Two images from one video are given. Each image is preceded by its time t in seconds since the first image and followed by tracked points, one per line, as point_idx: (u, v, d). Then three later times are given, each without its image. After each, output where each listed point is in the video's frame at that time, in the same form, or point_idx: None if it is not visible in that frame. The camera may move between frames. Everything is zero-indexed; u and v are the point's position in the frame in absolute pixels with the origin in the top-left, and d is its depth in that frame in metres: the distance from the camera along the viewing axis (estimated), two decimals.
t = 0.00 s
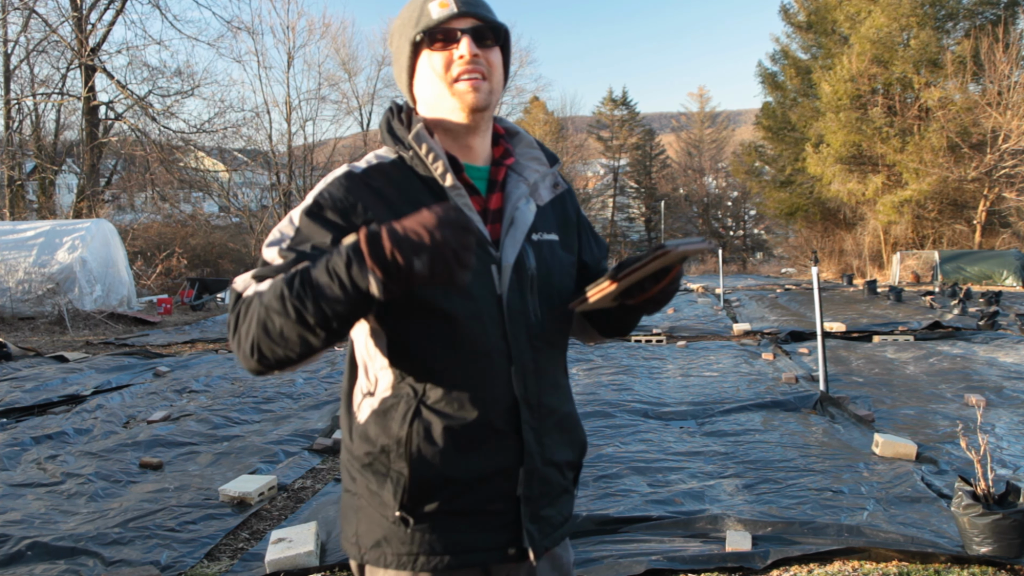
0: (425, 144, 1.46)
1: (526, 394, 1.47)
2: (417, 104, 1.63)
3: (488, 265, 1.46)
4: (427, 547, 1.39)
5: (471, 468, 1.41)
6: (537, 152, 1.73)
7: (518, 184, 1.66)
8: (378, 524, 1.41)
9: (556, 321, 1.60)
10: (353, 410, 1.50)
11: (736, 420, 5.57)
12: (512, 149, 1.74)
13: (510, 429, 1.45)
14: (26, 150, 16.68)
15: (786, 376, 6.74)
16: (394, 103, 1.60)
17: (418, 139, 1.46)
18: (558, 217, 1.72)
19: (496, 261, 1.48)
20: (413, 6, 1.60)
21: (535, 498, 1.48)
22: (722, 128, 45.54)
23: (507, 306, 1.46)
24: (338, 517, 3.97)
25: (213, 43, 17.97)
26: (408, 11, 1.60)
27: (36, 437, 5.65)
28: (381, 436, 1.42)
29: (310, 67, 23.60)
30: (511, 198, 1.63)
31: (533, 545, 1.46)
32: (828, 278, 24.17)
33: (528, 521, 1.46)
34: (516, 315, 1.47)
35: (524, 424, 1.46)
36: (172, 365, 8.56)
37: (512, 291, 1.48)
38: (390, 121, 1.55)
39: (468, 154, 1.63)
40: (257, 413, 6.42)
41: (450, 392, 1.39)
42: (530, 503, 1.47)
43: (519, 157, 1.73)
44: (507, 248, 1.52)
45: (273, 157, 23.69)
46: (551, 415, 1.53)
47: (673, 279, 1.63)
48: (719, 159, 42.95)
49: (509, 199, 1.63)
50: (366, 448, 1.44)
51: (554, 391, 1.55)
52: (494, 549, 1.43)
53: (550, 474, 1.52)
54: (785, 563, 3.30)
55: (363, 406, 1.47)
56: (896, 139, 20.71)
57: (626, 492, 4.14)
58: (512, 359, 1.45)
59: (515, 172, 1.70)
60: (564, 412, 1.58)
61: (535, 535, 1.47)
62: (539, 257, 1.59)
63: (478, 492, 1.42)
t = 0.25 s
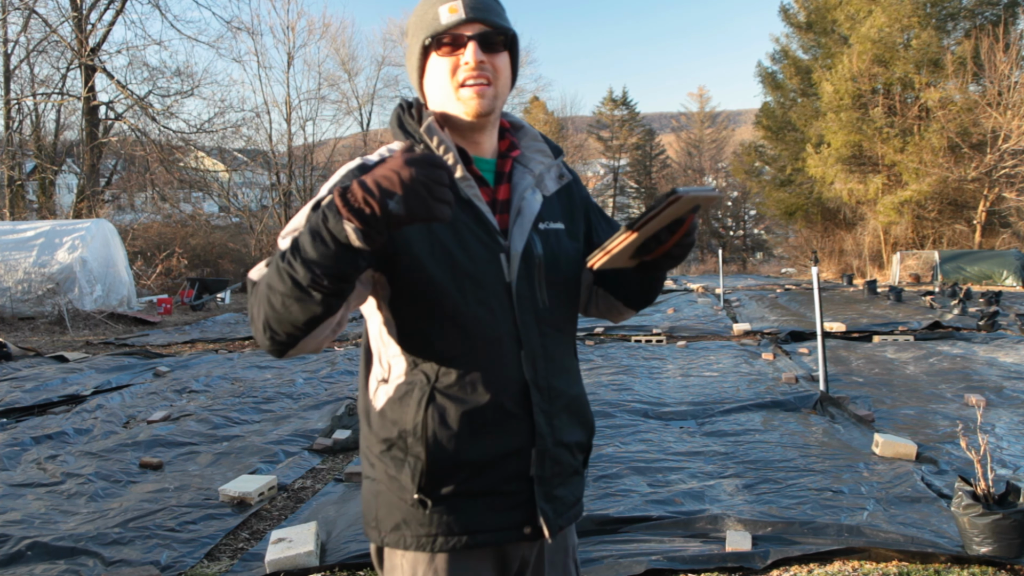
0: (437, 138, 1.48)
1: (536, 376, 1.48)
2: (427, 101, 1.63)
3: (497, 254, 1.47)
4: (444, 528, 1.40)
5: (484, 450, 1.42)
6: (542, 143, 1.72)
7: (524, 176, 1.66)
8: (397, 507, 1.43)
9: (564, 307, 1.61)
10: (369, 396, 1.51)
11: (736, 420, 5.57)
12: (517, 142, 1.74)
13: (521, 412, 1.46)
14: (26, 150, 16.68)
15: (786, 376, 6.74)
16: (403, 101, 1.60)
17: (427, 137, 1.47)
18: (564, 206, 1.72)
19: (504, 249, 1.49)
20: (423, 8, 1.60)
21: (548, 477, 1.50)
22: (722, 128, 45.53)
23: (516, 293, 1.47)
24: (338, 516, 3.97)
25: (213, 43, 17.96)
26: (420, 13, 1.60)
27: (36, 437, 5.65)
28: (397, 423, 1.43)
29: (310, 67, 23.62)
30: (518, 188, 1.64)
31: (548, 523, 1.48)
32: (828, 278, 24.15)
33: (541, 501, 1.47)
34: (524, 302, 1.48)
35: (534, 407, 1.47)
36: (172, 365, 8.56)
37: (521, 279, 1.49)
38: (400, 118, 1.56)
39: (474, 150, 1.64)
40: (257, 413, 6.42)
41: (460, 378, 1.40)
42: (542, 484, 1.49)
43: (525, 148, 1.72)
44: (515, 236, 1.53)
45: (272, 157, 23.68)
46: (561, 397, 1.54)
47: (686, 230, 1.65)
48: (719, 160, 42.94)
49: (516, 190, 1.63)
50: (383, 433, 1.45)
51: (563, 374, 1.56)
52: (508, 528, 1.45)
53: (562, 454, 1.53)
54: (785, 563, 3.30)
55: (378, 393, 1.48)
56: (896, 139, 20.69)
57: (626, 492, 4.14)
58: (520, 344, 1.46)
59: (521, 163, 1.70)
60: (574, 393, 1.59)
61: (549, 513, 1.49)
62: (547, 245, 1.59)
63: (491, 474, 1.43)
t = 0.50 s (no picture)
0: (447, 139, 1.48)
1: (544, 370, 1.48)
2: (440, 101, 1.63)
3: (506, 252, 1.47)
4: (455, 516, 1.40)
5: (494, 441, 1.42)
6: (550, 143, 1.72)
7: (532, 175, 1.66)
8: (409, 497, 1.43)
9: (572, 302, 1.61)
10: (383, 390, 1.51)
11: (736, 420, 5.57)
12: (525, 142, 1.74)
13: (530, 405, 1.46)
14: (26, 150, 16.67)
15: (786, 376, 6.74)
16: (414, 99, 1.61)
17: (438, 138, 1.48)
18: (572, 204, 1.72)
19: (513, 247, 1.49)
20: (439, 8, 1.60)
21: (555, 468, 1.50)
22: (722, 128, 45.54)
23: (525, 290, 1.48)
24: (338, 516, 3.97)
25: (213, 44, 17.96)
26: (435, 14, 1.60)
27: (36, 437, 5.65)
28: (410, 415, 1.44)
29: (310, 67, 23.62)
30: (526, 187, 1.64)
31: (556, 512, 1.48)
32: (828, 278, 24.15)
33: (549, 491, 1.47)
34: (532, 298, 1.49)
35: (543, 400, 1.47)
36: (172, 365, 8.56)
37: (529, 275, 1.49)
38: (412, 119, 1.56)
39: (485, 149, 1.64)
40: (257, 413, 6.42)
41: (468, 373, 1.41)
42: (550, 474, 1.49)
43: (533, 148, 1.72)
44: (523, 234, 1.53)
45: (272, 157, 23.69)
46: (569, 391, 1.54)
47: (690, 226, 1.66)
48: (719, 160, 42.95)
49: (525, 188, 1.64)
50: (397, 425, 1.46)
51: (571, 368, 1.56)
52: (517, 516, 1.44)
53: (569, 445, 1.53)
54: (785, 563, 3.30)
55: (392, 387, 1.48)
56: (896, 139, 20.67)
57: (626, 492, 4.14)
58: (529, 338, 1.47)
59: (530, 163, 1.70)
60: (581, 387, 1.59)
61: (557, 503, 1.49)
62: (556, 243, 1.59)
63: (501, 465, 1.43)
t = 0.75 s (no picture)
0: (453, 141, 1.47)
1: (550, 369, 1.49)
2: (446, 104, 1.63)
3: (512, 252, 1.47)
4: (461, 512, 1.40)
5: (501, 438, 1.43)
6: (555, 144, 1.72)
7: (538, 175, 1.67)
8: (417, 492, 1.43)
9: (576, 301, 1.62)
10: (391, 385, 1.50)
11: (736, 420, 5.57)
12: (531, 142, 1.73)
13: (537, 403, 1.47)
14: (26, 150, 16.67)
15: (786, 376, 6.74)
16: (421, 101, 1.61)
17: (444, 137, 1.47)
18: (574, 205, 1.73)
19: (519, 247, 1.49)
20: (448, 13, 1.60)
21: (559, 465, 1.51)
22: (722, 128, 45.53)
23: (532, 290, 1.48)
24: (338, 517, 3.97)
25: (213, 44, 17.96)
26: (445, 17, 1.60)
27: (36, 437, 5.65)
28: (418, 411, 1.43)
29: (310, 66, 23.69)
30: (532, 188, 1.65)
31: (558, 508, 1.49)
32: (828, 278, 24.14)
33: (552, 487, 1.49)
34: (539, 298, 1.49)
35: (549, 397, 1.48)
36: (172, 365, 8.57)
37: (535, 275, 1.50)
38: (418, 119, 1.55)
39: (490, 148, 1.64)
40: (257, 413, 6.42)
41: (476, 373, 1.41)
42: (554, 471, 1.50)
43: (538, 148, 1.72)
44: (529, 234, 1.53)
45: (273, 157, 23.72)
46: (573, 388, 1.55)
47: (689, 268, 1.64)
48: (719, 160, 42.96)
49: (530, 189, 1.64)
50: (404, 421, 1.45)
51: (575, 366, 1.57)
52: (522, 513, 1.45)
53: (573, 443, 1.54)
54: (785, 563, 3.30)
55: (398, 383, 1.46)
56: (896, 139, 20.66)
57: (626, 492, 4.14)
58: (536, 337, 1.47)
59: (535, 164, 1.70)
60: (585, 385, 1.60)
61: (559, 499, 1.50)
62: (560, 243, 1.60)
63: (508, 462, 1.44)
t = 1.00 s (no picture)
0: (452, 145, 1.47)
1: (551, 376, 1.50)
2: (445, 106, 1.63)
3: (512, 256, 1.47)
4: (459, 520, 1.40)
5: (500, 445, 1.43)
6: (551, 146, 1.73)
7: (535, 179, 1.67)
8: (414, 501, 1.42)
9: (572, 306, 1.62)
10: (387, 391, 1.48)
11: (736, 420, 5.57)
12: (527, 145, 1.74)
13: (537, 410, 1.48)
14: (26, 150, 16.67)
15: (786, 376, 6.74)
16: (415, 102, 1.60)
17: (442, 142, 1.47)
18: (569, 209, 1.74)
19: (519, 251, 1.49)
20: (452, 16, 1.56)
21: (558, 471, 1.51)
22: (722, 128, 45.54)
23: (531, 296, 1.48)
24: (338, 516, 3.97)
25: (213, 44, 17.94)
26: (448, 21, 1.57)
27: (35, 437, 5.65)
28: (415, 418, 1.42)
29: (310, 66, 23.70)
30: (529, 192, 1.65)
31: (557, 515, 1.49)
32: (828, 278, 24.14)
33: (551, 494, 1.49)
34: (539, 303, 1.50)
35: (549, 405, 1.49)
36: (172, 365, 8.57)
37: (535, 279, 1.50)
38: (415, 124, 1.56)
39: (487, 154, 1.64)
40: (257, 413, 6.42)
41: (477, 380, 1.41)
42: (553, 477, 1.50)
43: (535, 151, 1.72)
44: (528, 238, 1.54)
45: (272, 157, 23.72)
46: (572, 394, 1.56)
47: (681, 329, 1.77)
48: (719, 159, 42.96)
49: (528, 193, 1.65)
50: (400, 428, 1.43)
51: (574, 372, 1.58)
52: (520, 521, 1.45)
53: (572, 449, 1.55)
54: (785, 564, 3.30)
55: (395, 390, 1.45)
56: (896, 139, 20.66)
57: (626, 493, 4.14)
58: (537, 343, 1.47)
59: (532, 167, 1.70)
60: (583, 390, 1.61)
61: (558, 506, 1.50)
62: (557, 247, 1.61)
63: (507, 468, 1.44)
